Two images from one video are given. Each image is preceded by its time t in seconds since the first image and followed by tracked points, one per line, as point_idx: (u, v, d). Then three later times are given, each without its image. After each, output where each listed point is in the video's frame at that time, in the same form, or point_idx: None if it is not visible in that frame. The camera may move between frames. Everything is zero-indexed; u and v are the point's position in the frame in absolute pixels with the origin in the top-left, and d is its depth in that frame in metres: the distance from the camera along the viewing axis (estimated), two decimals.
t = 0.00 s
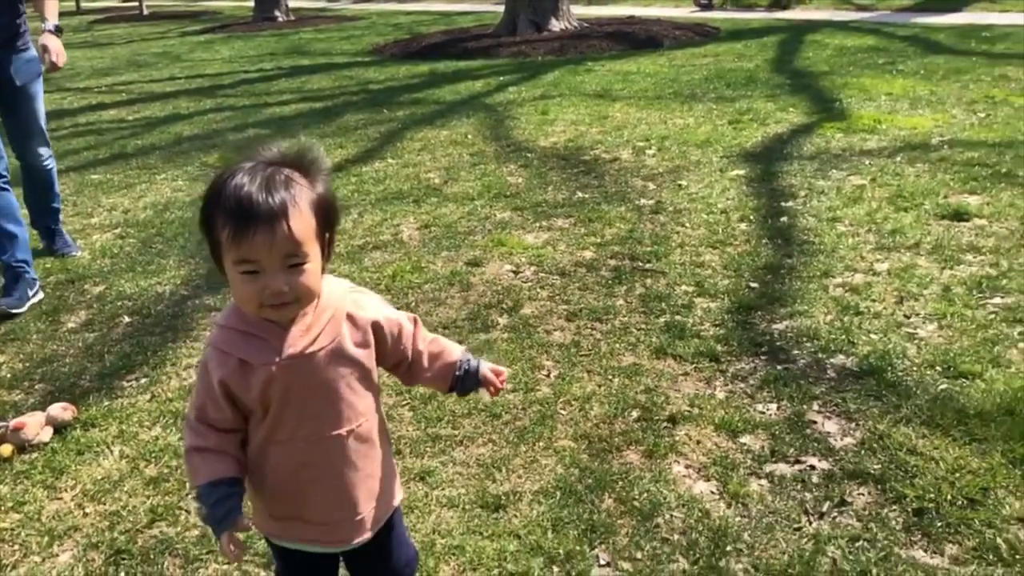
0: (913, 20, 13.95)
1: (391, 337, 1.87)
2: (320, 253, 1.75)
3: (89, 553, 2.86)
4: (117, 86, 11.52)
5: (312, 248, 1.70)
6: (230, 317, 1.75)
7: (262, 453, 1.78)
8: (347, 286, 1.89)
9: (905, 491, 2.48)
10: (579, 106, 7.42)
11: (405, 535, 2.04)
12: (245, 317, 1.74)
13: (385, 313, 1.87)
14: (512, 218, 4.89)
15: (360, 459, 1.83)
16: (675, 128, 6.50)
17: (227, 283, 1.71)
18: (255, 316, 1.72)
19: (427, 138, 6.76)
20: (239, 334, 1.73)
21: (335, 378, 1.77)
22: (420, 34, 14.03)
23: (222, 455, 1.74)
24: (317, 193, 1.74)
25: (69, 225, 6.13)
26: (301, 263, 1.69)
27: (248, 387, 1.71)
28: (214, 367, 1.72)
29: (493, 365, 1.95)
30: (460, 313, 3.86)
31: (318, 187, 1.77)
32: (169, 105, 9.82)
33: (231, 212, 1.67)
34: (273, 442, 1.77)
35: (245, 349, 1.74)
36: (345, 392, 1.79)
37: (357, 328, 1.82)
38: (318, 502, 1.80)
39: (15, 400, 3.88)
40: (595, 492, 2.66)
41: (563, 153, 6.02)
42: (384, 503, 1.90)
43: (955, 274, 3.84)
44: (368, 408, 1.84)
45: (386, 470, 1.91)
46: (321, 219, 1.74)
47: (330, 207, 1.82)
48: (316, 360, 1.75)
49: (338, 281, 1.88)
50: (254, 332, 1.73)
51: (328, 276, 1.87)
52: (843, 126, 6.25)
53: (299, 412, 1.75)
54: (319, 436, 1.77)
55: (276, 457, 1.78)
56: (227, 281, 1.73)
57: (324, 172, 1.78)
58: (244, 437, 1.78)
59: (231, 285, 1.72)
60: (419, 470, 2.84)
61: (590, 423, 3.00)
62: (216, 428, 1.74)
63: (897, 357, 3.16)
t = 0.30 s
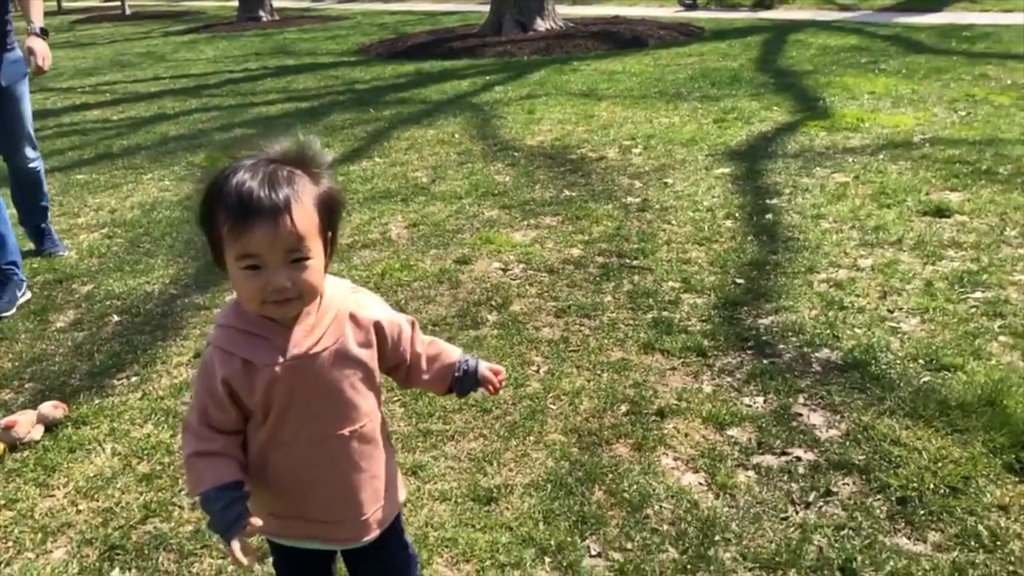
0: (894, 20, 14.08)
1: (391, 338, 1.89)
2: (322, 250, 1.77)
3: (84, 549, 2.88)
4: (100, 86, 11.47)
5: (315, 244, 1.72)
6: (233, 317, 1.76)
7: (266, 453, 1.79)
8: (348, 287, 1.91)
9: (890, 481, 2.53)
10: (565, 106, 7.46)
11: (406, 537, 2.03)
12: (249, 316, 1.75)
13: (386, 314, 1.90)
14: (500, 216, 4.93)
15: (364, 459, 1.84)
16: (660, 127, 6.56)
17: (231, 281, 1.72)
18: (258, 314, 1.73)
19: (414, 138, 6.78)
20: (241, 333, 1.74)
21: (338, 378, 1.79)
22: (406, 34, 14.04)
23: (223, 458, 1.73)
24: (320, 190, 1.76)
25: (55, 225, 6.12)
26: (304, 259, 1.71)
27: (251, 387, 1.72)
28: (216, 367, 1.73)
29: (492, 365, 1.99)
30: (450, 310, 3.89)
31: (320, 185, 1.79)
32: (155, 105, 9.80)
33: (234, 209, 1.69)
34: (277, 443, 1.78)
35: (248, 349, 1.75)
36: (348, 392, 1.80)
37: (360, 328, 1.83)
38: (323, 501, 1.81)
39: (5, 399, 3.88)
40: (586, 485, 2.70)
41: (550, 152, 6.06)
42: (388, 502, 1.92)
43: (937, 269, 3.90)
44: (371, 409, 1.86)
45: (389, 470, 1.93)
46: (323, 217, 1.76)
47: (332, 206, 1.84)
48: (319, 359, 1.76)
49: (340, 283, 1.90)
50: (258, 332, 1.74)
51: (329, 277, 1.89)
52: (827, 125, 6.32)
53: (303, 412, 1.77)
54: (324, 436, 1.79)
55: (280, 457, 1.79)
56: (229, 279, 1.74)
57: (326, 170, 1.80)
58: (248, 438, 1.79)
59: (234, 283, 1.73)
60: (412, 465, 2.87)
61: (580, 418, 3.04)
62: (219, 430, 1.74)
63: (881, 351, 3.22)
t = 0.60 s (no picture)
0: (880, 19, 14.19)
1: (396, 339, 1.89)
2: (331, 249, 1.77)
3: (83, 543, 2.90)
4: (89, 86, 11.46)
5: (324, 241, 1.72)
6: (241, 318, 1.76)
7: (274, 454, 1.79)
8: (353, 288, 1.90)
9: (877, 470, 2.59)
10: (555, 105, 7.51)
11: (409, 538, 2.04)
12: (258, 316, 1.74)
13: (391, 316, 1.90)
14: (492, 214, 4.97)
15: (371, 461, 1.85)
16: (649, 125, 6.61)
17: (240, 279, 1.72)
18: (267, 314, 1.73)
19: (405, 136, 6.82)
20: (250, 334, 1.74)
21: (347, 379, 1.79)
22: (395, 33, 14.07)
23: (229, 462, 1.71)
24: (329, 189, 1.76)
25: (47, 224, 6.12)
26: (314, 256, 1.71)
27: (261, 389, 1.71)
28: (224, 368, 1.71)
29: (496, 361, 2.00)
30: (443, 306, 3.93)
31: (328, 185, 1.79)
32: (144, 104, 9.80)
33: (245, 205, 1.68)
34: (285, 443, 1.78)
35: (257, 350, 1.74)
36: (357, 394, 1.81)
37: (368, 330, 1.84)
38: (330, 502, 1.82)
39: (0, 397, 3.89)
40: (579, 476, 2.75)
41: (540, 150, 6.11)
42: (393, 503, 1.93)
43: (923, 264, 3.97)
44: (378, 411, 1.86)
45: (394, 471, 1.94)
46: (332, 215, 1.77)
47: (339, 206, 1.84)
48: (328, 361, 1.76)
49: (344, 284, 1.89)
50: (267, 332, 1.73)
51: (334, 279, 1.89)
52: (814, 123, 6.39)
53: (312, 414, 1.77)
54: (332, 437, 1.79)
55: (288, 459, 1.79)
56: (239, 277, 1.73)
57: (334, 169, 1.81)
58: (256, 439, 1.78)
59: (243, 281, 1.72)
60: (407, 458, 2.91)
61: (573, 411, 3.09)
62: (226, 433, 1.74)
63: (868, 344, 3.28)
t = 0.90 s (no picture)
0: (864, 19, 14.30)
1: (406, 343, 1.93)
2: (341, 249, 1.79)
3: (79, 538, 2.92)
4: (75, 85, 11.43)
5: (334, 240, 1.74)
6: (249, 319, 1.77)
7: (280, 457, 1.80)
8: (360, 291, 1.93)
9: (862, 461, 2.65)
10: (543, 104, 7.56)
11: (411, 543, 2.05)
12: (267, 318, 1.76)
13: (400, 320, 1.93)
14: (481, 212, 5.01)
15: (376, 465, 1.87)
16: (637, 124, 6.67)
17: (250, 279, 1.73)
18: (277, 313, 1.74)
19: (394, 135, 6.85)
20: (258, 336, 1.75)
21: (354, 383, 1.81)
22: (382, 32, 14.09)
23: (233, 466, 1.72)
24: (339, 189, 1.78)
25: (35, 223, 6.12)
26: (324, 254, 1.72)
27: (268, 392, 1.73)
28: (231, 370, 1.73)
29: (502, 362, 2.07)
30: (434, 303, 3.97)
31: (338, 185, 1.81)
32: (131, 104, 9.79)
33: (255, 204, 1.70)
34: (291, 447, 1.80)
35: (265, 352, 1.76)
36: (364, 398, 1.83)
37: (376, 334, 1.87)
38: (334, 506, 1.83)
39: None
40: (571, 468, 2.79)
41: (529, 149, 6.15)
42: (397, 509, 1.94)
43: (906, 260, 4.03)
44: (384, 415, 1.88)
45: (400, 477, 1.95)
46: (344, 215, 1.78)
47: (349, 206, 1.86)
48: (336, 366, 1.78)
49: (352, 287, 1.92)
50: (275, 335, 1.75)
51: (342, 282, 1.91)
52: (799, 121, 6.45)
53: (318, 419, 1.78)
54: (338, 441, 1.81)
55: (294, 463, 1.81)
56: (248, 277, 1.75)
57: (344, 169, 1.83)
58: (262, 443, 1.80)
59: (252, 280, 1.73)
60: (401, 452, 2.95)
61: (564, 405, 3.13)
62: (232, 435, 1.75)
63: (853, 338, 3.34)
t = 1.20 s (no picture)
0: (851, 20, 14.41)
1: (419, 349, 1.93)
2: (355, 254, 1.77)
3: (78, 534, 2.95)
4: (64, 86, 11.41)
5: (349, 243, 1.72)
6: (261, 323, 1.75)
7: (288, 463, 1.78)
8: (375, 298, 1.93)
9: (851, 453, 2.70)
10: (533, 104, 7.60)
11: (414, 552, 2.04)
12: (279, 323, 1.74)
13: (413, 326, 1.93)
14: (473, 212, 5.05)
15: (383, 473, 1.85)
16: (627, 124, 6.72)
17: (263, 282, 1.71)
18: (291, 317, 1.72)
19: (385, 136, 6.88)
20: (269, 340, 1.73)
21: (366, 391, 1.79)
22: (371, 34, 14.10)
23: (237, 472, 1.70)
24: (354, 194, 1.77)
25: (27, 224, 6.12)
26: (338, 256, 1.70)
27: (279, 398, 1.71)
28: (242, 373, 1.71)
29: (514, 367, 2.07)
30: (428, 302, 4.00)
31: (353, 189, 1.79)
32: (121, 105, 9.79)
33: (270, 207, 1.69)
34: (299, 453, 1.78)
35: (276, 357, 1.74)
36: (374, 406, 1.81)
37: (389, 342, 1.85)
38: (340, 514, 1.81)
39: None
40: (565, 462, 2.83)
41: (520, 149, 6.20)
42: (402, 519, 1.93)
43: (893, 257, 4.09)
44: (393, 424, 1.87)
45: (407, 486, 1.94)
46: (358, 220, 1.77)
47: (363, 211, 1.84)
48: (349, 372, 1.76)
49: (366, 293, 1.91)
50: (287, 340, 1.73)
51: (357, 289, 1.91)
52: (787, 121, 6.52)
53: (327, 426, 1.77)
54: (346, 448, 1.79)
55: (302, 470, 1.79)
56: (261, 280, 1.73)
57: (358, 175, 1.81)
58: (270, 449, 1.78)
59: (265, 284, 1.72)
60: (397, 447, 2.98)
61: (557, 401, 3.17)
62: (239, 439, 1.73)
63: (842, 334, 3.39)
